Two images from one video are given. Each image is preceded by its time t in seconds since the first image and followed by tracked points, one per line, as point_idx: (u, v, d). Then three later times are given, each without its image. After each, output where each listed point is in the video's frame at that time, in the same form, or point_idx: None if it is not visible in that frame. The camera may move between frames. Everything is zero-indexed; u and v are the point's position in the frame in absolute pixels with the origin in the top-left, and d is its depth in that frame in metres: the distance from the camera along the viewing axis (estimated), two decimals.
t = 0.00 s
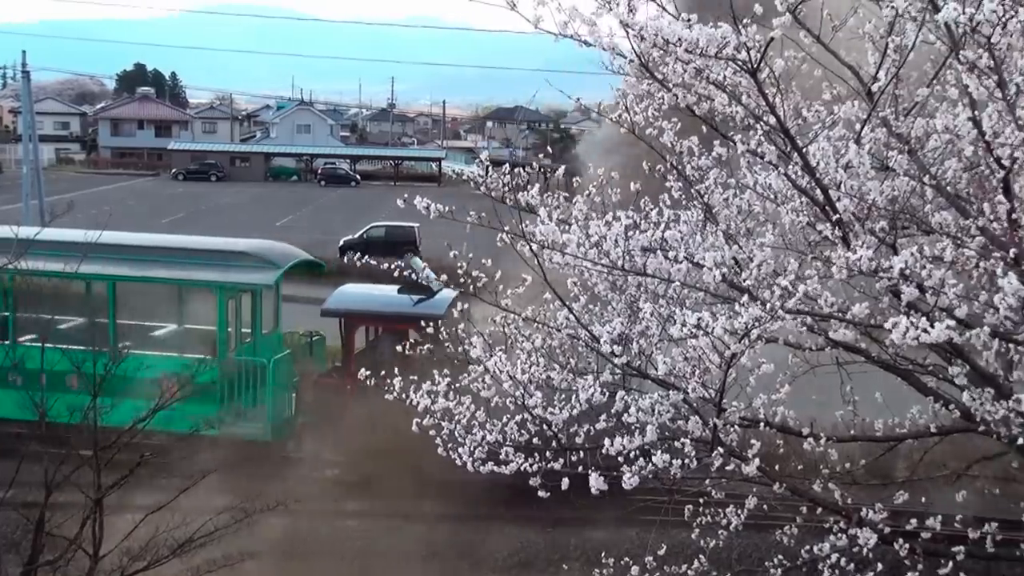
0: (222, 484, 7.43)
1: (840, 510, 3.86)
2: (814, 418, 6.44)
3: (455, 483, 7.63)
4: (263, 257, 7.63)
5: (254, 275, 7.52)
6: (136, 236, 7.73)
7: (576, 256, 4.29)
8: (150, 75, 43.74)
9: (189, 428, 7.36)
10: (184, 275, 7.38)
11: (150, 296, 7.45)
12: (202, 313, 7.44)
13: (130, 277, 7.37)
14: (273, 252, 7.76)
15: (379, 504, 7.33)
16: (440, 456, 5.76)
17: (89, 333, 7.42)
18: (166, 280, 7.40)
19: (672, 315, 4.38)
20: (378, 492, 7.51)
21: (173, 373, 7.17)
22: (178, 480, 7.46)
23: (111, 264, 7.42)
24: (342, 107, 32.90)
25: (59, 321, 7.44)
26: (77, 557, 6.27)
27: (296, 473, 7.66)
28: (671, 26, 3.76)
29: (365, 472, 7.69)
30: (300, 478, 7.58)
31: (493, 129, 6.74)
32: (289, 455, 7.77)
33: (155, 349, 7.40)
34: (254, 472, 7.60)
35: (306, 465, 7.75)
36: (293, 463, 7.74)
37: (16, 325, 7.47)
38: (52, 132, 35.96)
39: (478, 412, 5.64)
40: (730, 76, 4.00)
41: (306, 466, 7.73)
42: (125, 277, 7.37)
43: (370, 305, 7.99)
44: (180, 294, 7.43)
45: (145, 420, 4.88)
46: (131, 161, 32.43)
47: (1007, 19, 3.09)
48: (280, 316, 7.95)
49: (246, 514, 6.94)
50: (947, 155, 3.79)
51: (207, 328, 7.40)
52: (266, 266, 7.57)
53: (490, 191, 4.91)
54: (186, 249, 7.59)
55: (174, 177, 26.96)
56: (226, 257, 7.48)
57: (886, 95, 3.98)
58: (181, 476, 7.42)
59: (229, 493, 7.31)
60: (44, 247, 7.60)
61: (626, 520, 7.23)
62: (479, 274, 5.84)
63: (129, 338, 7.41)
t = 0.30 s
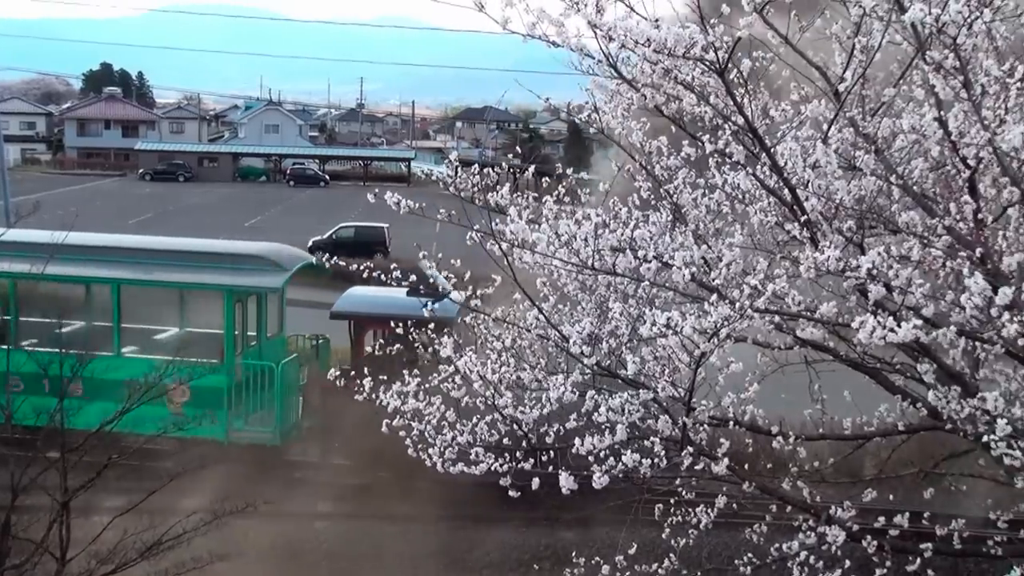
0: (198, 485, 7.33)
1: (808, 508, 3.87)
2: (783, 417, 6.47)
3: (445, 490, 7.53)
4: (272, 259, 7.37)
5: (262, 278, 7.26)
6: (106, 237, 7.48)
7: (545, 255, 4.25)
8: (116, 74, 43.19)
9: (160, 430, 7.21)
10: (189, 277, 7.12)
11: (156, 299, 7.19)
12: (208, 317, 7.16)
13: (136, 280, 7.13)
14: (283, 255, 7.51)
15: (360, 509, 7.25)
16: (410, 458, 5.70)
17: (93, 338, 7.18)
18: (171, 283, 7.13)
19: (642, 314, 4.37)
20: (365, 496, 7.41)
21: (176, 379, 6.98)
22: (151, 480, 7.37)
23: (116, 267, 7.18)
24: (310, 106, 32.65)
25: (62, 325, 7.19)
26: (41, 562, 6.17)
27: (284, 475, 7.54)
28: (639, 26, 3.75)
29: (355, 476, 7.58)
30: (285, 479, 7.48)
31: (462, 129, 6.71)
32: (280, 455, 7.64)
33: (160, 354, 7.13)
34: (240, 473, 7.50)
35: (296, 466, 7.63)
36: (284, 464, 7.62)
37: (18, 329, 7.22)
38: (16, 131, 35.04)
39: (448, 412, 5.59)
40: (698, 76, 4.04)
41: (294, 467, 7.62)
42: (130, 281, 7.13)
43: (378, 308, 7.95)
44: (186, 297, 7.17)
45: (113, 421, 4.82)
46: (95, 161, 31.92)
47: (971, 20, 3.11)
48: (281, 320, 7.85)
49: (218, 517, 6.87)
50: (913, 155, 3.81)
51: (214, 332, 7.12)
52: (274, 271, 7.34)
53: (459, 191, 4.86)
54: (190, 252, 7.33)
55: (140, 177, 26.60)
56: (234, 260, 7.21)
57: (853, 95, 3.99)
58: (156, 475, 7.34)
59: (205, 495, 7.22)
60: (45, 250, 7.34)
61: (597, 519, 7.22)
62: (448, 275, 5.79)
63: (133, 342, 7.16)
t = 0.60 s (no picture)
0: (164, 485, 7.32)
1: (778, 506, 3.88)
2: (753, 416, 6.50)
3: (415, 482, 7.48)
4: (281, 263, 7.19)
5: (272, 282, 7.07)
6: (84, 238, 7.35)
7: (516, 255, 4.24)
8: (82, 74, 42.61)
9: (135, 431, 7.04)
10: (198, 281, 6.94)
11: (164, 303, 7.01)
12: (217, 322, 6.98)
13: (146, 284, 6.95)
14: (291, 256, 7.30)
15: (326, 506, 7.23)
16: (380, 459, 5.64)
17: (101, 342, 7.03)
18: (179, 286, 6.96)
19: (612, 314, 4.35)
20: (333, 491, 7.38)
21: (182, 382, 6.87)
22: (117, 482, 7.35)
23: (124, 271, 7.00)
24: (280, 107, 32.38)
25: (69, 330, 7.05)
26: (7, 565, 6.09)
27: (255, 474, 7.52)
28: (607, 25, 3.74)
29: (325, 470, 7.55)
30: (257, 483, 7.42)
31: (433, 129, 6.67)
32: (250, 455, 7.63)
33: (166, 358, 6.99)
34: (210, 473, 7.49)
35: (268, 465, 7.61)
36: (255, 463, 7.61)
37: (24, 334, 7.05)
38: None
39: (418, 413, 5.55)
40: (667, 77, 4.04)
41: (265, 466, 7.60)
42: (138, 285, 6.95)
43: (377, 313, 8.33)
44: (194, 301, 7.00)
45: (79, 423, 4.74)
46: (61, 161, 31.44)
47: (937, 20, 3.13)
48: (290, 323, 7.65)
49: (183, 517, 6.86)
50: (881, 155, 3.83)
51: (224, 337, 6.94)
52: (283, 273, 7.15)
53: (429, 191, 4.82)
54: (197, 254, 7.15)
55: (106, 177, 26.24)
56: (243, 263, 7.02)
57: (822, 95, 4.02)
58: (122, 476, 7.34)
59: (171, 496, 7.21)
60: (50, 253, 7.14)
61: (569, 520, 7.20)
62: (420, 275, 5.75)
63: (141, 346, 7.00)
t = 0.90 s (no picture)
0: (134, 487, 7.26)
1: (750, 505, 3.89)
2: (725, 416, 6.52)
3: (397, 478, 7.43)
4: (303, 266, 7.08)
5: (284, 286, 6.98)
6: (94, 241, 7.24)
7: (488, 256, 4.21)
8: (49, 74, 41.98)
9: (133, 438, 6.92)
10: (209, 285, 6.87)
11: (175, 306, 6.95)
12: (231, 325, 6.89)
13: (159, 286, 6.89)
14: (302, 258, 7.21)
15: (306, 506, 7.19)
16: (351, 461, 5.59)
17: (111, 347, 6.96)
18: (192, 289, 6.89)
19: (584, 314, 4.33)
20: (318, 491, 7.31)
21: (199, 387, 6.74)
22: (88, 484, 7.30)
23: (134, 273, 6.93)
24: (250, 107, 32.11)
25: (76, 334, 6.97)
26: None
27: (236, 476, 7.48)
28: (579, 26, 3.71)
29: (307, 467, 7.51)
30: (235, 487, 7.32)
31: (404, 130, 6.62)
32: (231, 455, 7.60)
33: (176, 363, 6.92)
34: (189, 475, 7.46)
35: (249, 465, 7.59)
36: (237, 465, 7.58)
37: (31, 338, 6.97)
38: None
39: (390, 414, 5.51)
40: (639, 77, 4.03)
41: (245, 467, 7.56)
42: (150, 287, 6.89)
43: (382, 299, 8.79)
44: (207, 304, 6.93)
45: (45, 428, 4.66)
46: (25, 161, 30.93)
47: (905, 21, 3.15)
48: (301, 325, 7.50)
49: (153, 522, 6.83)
50: (851, 156, 3.85)
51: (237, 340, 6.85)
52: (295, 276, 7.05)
53: (401, 192, 4.78)
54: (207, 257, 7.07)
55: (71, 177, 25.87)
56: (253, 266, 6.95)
57: (792, 96, 4.03)
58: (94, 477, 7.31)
59: (140, 497, 7.16)
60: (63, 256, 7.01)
61: (543, 520, 7.18)
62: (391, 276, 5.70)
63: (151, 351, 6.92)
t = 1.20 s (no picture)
0: (105, 489, 7.19)
1: (721, 505, 3.89)
2: (696, 416, 6.54)
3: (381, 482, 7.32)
4: (298, 266, 7.13)
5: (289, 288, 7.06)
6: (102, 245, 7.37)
7: (459, 257, 4.19)
8: (14, 74, 41.34)
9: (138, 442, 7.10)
10: (215, 289, 6.99)
11: (185, 310, 7.10)
12: (240, 328, 7.02)
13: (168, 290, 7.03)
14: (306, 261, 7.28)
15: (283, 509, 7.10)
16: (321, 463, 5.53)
17: (122, 351, 7.11)
18: (201, 292, 7.03)
19: (556, 314, 4.31)
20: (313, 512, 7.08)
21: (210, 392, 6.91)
22: (61, 487, 7.27)
23: (144, 277, 7.07)
24: (219, 107, 31.80)
25: (87, 337, 7.14)
26: None
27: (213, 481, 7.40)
28: (550, 24, 3.68)
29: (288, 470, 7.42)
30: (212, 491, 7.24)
31: (375, 130, 6.57)
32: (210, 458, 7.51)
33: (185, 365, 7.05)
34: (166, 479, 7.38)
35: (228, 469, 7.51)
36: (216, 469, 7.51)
37: (42, 342, 7.13)
38: None
39: (362, 415, 5.45)
40: (610, 78, 4.02)
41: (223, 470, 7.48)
42: (160, 292, 7.03)
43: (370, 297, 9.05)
44: (216, 307, 7.07)
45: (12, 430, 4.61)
46: None
47: (874, 22, 3.17)
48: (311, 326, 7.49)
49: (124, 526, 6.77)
50: (820, 156, 3.87)
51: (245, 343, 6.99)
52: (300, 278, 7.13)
53: (371, 192, 4.74)
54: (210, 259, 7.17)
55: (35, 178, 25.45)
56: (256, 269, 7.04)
57: (761, 97, 4.04)
58: (67, 481, 7.27)
59: (109, 500, 7.07)
60: (69, 261, 7.18)
61: (515, 520, 7.14)
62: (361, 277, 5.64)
63: (160, 354, 7.06)
